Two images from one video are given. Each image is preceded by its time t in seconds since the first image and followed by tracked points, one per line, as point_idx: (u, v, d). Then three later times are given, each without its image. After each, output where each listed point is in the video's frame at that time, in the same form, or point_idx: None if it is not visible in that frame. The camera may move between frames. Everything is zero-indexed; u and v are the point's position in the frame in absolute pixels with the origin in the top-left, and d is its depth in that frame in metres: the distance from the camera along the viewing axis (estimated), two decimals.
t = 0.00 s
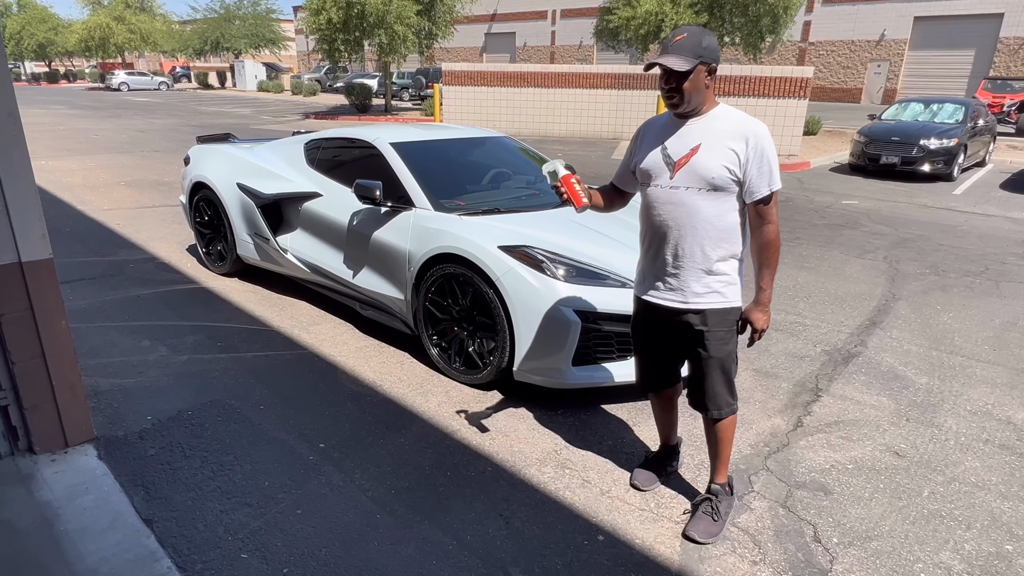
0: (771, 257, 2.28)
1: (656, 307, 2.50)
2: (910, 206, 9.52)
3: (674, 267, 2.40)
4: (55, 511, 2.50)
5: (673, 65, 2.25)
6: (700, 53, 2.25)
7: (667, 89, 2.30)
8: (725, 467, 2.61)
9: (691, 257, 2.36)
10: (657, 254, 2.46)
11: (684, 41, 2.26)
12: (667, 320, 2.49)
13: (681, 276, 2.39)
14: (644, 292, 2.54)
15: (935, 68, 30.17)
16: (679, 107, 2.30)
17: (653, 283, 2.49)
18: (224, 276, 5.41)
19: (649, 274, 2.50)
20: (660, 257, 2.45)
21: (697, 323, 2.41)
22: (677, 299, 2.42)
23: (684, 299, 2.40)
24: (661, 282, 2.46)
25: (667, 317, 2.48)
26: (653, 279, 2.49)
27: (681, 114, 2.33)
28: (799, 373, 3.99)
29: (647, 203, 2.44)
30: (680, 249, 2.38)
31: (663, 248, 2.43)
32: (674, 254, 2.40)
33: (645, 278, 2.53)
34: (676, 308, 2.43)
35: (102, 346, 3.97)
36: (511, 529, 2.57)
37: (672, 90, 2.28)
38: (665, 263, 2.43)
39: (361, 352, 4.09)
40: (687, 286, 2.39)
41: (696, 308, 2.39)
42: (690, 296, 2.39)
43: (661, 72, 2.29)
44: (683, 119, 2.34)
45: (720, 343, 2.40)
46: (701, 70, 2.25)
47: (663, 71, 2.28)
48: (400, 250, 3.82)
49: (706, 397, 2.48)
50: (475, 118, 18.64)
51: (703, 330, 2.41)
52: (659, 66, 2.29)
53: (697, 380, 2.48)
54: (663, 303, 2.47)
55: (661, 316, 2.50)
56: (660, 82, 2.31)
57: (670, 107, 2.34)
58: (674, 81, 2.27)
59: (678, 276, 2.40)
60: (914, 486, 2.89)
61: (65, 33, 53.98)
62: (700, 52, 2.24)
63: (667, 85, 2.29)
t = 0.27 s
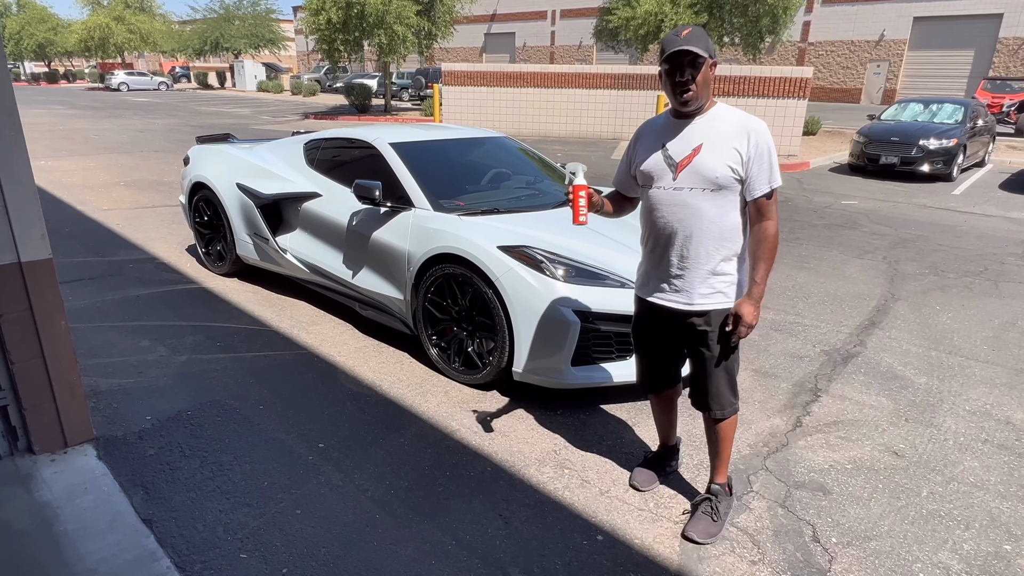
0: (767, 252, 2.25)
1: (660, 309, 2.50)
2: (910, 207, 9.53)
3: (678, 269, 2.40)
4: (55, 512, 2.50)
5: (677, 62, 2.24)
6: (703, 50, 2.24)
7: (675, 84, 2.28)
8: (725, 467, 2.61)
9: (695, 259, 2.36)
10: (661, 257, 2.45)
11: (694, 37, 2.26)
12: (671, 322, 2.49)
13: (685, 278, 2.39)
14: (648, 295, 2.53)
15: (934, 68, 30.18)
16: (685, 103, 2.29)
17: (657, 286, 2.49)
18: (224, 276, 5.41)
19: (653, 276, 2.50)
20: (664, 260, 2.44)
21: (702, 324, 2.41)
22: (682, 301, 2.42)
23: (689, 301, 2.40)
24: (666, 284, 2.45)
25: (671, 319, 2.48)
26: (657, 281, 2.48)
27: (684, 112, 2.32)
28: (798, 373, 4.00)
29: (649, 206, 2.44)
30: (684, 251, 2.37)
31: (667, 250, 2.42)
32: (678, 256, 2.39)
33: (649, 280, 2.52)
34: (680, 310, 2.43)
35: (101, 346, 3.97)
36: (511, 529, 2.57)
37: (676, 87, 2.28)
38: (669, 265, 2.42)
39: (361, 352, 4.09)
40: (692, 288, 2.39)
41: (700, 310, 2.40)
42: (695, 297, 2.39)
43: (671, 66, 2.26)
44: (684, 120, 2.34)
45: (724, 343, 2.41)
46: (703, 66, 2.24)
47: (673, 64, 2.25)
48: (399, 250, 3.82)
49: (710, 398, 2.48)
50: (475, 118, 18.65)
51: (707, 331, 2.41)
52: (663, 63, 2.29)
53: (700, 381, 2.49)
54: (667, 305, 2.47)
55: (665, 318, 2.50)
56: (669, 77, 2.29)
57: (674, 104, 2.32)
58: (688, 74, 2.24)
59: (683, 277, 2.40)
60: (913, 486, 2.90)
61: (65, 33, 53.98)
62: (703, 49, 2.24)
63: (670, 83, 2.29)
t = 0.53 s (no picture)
0: (764, 255, 2.26)
1: (660, 311, 2.50)
2: (909, 207, 9.54)
3: (677, 271, 2.40)
4: (54, 512, 2.50)
5: (678, 62, 2.25)
6: (703, 51, 2.25)
7: (676, 83, 2.29)
8: (724, 468, 2.61)
9: (694, 260, 2.36)
10: (660, 259, 2.46)
11: (696, 37, 2.27)
12: (670, 323, 2.49)
13: (684, 280, 2.40)
14: (648, 296, 2.53)
15: (934, 69, 30.20)
16: (684, 103, 2.29)
17: (656, 288, 2.50)
18: (223, 276, 5.41)
19: (652, 277, 2.50)
20: (663, 261, 2.45)
21: (701, 326, 2.42)
22: (681, 303, 2.42)
23: (688, 302, 2.40)
24: (665, 286, 2.46)
25: (671, 320, 2.48)
26: (657, 283, 2.49)
27: (683, 112, 2.32)
28: (797, 373, 4.00)
29: (648, 207, 2.45)
30: (683, 253, 2.38)
31: (666, 251, 2.43)
32: (677, 258, 2.39)
33: (648, 282, 2.53)
34: (679, 311, 2.44)
35: (100, 346, 3.97)
36: (509, 529, 2.57)
37: (676, 87, 2.29)
38: (668, 266, 2.43)
39: (360, 353, 4.09)
40: (691, 289, 2.39)
41: (699, 311, 2.40)
42: (694, 299, 2.39)
43: (673, 64, 2.27)
44: (683, 120, 2.34)
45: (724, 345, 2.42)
46: (704, 67, 2.25)
47: (675, 63, 2.26)
48: (398, 251, 3.82)
49: (709, 399, 2.49)
50: (474, 119, 18.65)
51: (706, 332, 2.42)
52: (664, 63, 2.30)
53: (699, 382, 2.50)
54: (666, 307, 2.47)
55: (664, 319, 2.50)
56: (669, 76, 2.29)
57: (674, 104, 2.33)
58: (689, 73, 2.25)
59: (682, 278, 2.40)
60: (911, 486, 2.90)
61: (65, 33, 53.96)
62: (704, 50, 2.25)
63: (671, 82, 2.30)
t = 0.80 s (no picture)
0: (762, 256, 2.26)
1: (656, 310, 2.50)
2: (908, 207, 9.55)
3: (673, 270, 2.41)
4: (52, 512, 2.50)
5: (683, 60, 2.25)
6: (708, 50, 2.24)
7: (679, 81, 2.28)
8: (723, 468, 2.60)
9: (690, 259, 2.37)
10: (656, 258, 2.46)
11: (704, 35, 2.26)
12: (666, 322, 2.49)
13: (680, 279, 2.40)
14: (644, 296, 2.54)
15: (933, 69, 30.23)
16: (686, 102, 2.29)
17: (652, 287, 2.50)
18: (223, 276, 5.41)
19: (649, 276, 2.51)
20: (659, 260, 2.45)
21: (697, 326, 2.42)
22: (677, 302, 2.42)
23: (684, 302, 2.41)
24: (661, 285, 2.46)
25: (667, 319, 2.48)
26: (653, 282, 2.49)
27: (684, 112, 2.32)
28: (796, 373, 4.00)
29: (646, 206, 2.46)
30: (679, 252, 2.38)
31: (661, 250, 2.43)
32: (673, 256, 2.40)
33: (645, 281, 2.53)
34: (675, 311, 2.44)
35: (99, 346, 3.97)
36: (508, 529, 2.57)
37: (679, 85, 2.28)
38: (664, 265, 2.43)
39: (359, 353, 4.09)
40: (686, 289, 2.39)
41: (695, 311, 2.40)
42: (689, 299, 2.40)
43: (678, 61, 2.26)
44: (684, 120, 2.34)
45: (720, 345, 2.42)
46: (707, 66, 2.24)
47: (679, 61, 2.26)
48: (396, 251, 3.82)
49: (705, 399, 2.49)
50: (474, 119, 18.66)
51: (702, 332, 2.42)
52: (669, 60, 2.30)
53: (695, 382, 2.50)
54: (662, 306, 2.47)
55: (661, 318, 2.50)
56: (673, 73, 2.29)
57: (676, 102, 2.33)
58: (693, 71, 2.25)
59: (678, 277, 2.40)
60: (910, 485, 2.90)
61: (64, 33, 53.93)
62: (710, 49, 2.24)
63: (674, 79, 2.29)
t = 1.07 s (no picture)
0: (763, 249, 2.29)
1: (652, 309, 2.50)
2: (907, 207, 9.55)
3: (669, 268, 2.41)
4: (51, 512, 2.50)
5: (692, 61, 2.24)
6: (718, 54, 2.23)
7: (686, 81, 2.28)
8: (721, 468, 2.60)
9: (687, 257, 2.37)
10: (653, 256, 2.46)
11: (717, 39, 2.25)
12: (663, 322, 2.49)
13: (676, 277, 2.40)
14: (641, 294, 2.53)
15: (932, 69, 30.26)
16: (691, 103, 2.29)
17: (648, 286, 2.50)
18: (222, 276, 5.41)
19: (645, 275, 2.51)
20: (655, 258, 2.45)
21: (694, 325, 2.42)
22: (673, 301, 2.43)
23: (680, 302, 2.41)
24: (658, 284, 2.46)
25: (663, 319, 2.48)
26: (649, 280, 2.49)
27: (687, 112, 2.32)
28: (795, 373, 4.00)
29: (643, 204, 2.46)
30: (675, 249, 2.38)
31: (658, 248, 2.43)
32: (670, 253, 2.40)
33: (642, 279, 2.53)
34: (671, 311, 2.44)
35: (99, 346, 3.97)
36: (507, 529, 2.57)
37: (686, 84, 2.27)
38: (660, 263, 2.43)
39: (358, 353, 4.09)
40: (682, 287, 2.40)
41: (692, 311, 2.40)
42: (686, 298, 2.40)
43: (687, 61, 2.25)
44: (685, 120, 2.34)
45: (716, 344, 2.42)
46: (715, 70, 2.24)
47: (689, 61, 2.24)
48: (396, 251, 3.82)
49: (702, 399, 2.49)
50: (474, 119, 18.66)
51: (698, 332, 2.43)
52: (678, 58, 2.28)
53: (692, 381, 2.50)
54: (658, 304, 2.47)
55: (657, 317, 2.50)
56: (680, 71, 2.28)
57: (680, 103, 2.32)
58: (700, 74, 2.24)
59: (675, 275, 2.40)
60: (908, 485, 2.91)
61: (64, 33, 53.92)
62: (719, 54, 2.24)
63: (681, 78, 2.28)
